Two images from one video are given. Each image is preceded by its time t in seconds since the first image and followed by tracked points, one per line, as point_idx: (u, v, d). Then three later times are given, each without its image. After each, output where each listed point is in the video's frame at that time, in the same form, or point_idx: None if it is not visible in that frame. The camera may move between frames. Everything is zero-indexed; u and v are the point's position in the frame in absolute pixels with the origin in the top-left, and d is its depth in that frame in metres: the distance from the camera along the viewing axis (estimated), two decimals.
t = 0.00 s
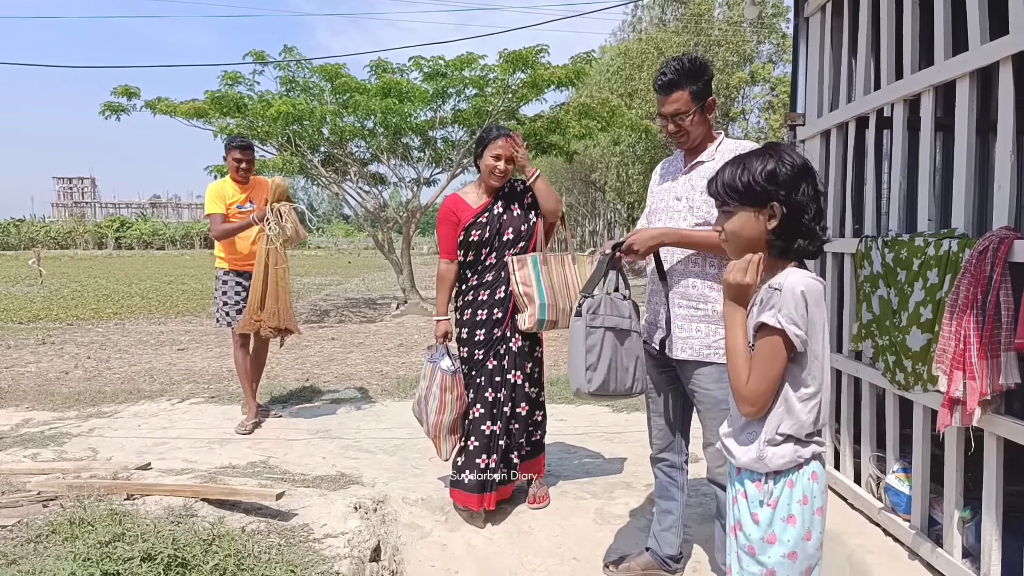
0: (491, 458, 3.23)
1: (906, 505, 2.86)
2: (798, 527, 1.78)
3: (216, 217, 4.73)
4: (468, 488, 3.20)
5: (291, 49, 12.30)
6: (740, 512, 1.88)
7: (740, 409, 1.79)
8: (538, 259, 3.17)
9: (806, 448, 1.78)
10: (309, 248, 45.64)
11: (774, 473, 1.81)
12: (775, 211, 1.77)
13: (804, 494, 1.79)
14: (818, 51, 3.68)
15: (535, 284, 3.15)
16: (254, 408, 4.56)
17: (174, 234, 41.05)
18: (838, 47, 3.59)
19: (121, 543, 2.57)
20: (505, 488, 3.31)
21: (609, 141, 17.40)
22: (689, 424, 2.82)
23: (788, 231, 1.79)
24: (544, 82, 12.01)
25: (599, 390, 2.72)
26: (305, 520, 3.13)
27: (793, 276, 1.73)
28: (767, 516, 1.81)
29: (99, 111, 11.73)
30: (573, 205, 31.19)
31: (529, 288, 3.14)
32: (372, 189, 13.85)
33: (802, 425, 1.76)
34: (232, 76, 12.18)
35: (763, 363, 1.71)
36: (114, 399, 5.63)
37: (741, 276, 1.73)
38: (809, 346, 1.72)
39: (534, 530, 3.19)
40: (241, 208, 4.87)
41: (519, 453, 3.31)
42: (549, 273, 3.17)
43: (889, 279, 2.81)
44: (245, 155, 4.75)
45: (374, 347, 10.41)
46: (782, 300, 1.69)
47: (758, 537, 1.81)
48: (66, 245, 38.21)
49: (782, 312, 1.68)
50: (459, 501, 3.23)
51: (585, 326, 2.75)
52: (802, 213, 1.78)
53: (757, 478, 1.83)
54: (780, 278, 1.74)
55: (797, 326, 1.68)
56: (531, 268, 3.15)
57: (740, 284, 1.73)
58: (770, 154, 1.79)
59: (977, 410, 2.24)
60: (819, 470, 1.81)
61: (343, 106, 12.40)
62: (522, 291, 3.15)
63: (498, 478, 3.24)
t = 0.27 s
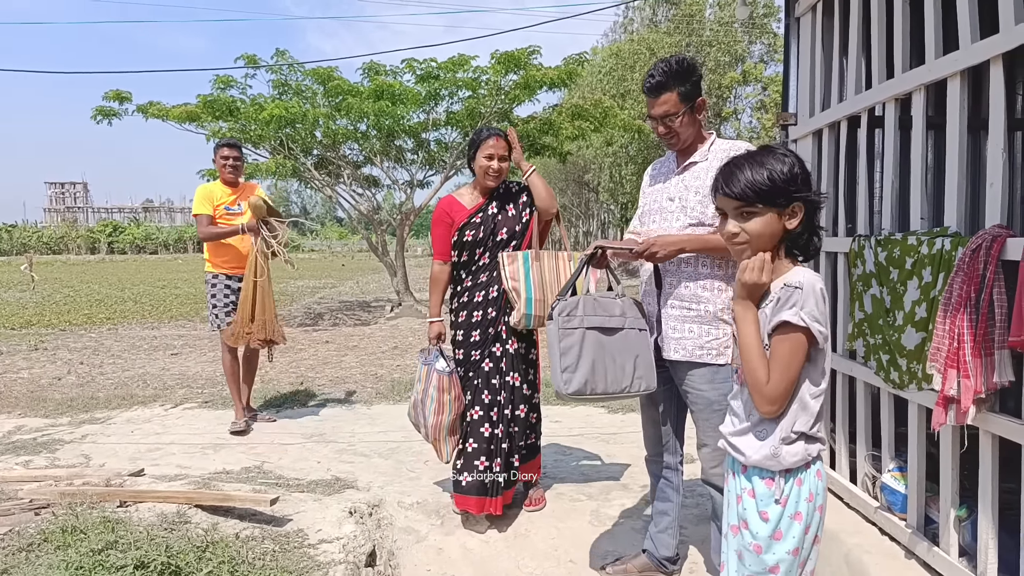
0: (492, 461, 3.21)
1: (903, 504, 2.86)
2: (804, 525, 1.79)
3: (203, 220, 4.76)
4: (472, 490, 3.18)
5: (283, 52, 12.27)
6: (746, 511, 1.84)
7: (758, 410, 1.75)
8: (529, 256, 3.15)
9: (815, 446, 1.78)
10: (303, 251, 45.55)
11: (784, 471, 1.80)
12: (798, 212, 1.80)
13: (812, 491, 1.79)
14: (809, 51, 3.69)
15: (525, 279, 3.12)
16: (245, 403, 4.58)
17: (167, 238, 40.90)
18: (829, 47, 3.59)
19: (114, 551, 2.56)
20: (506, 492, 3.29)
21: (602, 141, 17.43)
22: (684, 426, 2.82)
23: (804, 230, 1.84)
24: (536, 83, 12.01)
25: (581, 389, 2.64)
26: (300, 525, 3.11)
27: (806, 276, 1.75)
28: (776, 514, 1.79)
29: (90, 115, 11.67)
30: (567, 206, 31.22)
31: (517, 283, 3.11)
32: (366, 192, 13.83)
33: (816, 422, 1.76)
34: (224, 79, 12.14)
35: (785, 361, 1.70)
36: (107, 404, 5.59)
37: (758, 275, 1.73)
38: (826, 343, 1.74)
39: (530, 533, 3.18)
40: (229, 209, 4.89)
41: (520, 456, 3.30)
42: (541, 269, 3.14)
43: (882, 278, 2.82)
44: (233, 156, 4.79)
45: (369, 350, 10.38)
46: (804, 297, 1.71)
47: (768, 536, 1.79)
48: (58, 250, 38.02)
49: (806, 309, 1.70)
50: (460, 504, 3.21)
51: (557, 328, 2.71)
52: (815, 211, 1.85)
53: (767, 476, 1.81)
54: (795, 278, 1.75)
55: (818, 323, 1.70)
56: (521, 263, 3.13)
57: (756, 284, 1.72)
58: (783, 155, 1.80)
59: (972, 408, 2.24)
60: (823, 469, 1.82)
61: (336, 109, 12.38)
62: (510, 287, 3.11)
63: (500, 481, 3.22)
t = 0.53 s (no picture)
0: (485, 463, 3.19)
1: (892, 499, 2.87)
2: (792, 521, 1.79)
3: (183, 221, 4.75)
4: (462, 492, 3.17)
5: (273, 51, 12.20)
6: (734, 506, 1.83)
7: (749, 407, 1.74)
8: (522, 257, 3.14)
9: (802, 442, 1.79)
10: (295, 251, 45.38)
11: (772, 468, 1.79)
12: (795, 206, 1.80)
13: (798, 486, 1.79)
14: (800, 47, 3.69)
15: (519, 281, 3.13)
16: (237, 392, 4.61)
17: (158, 239, 40.66)
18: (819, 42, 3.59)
19: (101, 556, 2.53)
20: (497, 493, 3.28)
21: (594, 139, 17.40)
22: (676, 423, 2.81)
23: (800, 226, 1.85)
24: (528, 81, 11.98)
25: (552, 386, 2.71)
26: (290, 528, 3.09)
27: (801, 274, 1.76)
28: (764, 509, 1.79)
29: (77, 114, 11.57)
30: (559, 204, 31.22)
31: (511, 285, 3.12)
32: (357, 191, 13.77)
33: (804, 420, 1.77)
34: (213, 78, 12.05)
35: (780, 359, 1.69)
36: (96, 407, 5.54)
37: (757, 273, 1.72)
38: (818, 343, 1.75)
39: (523, 533, 3.17)
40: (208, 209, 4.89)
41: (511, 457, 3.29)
42: (534, 271, 3.15)
43: (872, 274, 2.82)
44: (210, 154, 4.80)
45: (362, 350, 10.34)
46: (801, 297, 1.71)
47: (756, 532, 1.78)
48: (48, 252, 37.70)
49: (802, 308, 1.70)
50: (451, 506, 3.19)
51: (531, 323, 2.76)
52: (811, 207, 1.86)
53: (754, 472, 1.80)
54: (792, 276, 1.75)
55: (813, 322, 1.71)
56: (515, 265, 3.13)
57: (754, 280, 1.72)
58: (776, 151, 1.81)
59: (961, 404, 2.24)
60: (809, 464, 1.82)
61: (326, 108, 12.32)
62: (505, 289, 3.12)
63: (491, 483, 3.20)
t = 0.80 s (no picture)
0: (472, 463, 3.12)
1: (893, 495, 2.82)
2: (786, 521, 1.72)
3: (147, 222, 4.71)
4: (449, 494, 3.09)
5: (261, 50, 12.09)
6: (724, 509, 1.78)
7: (733, 402, 1.68)
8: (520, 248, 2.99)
9: (790, 438, 1.73)
10: (288, 250, 45.22)
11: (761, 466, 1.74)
12: (785, 194, 1.75)
13: (791, 485, 1.73)
14: (789, 34, 3.64)
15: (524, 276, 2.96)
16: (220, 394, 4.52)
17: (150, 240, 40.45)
18: (808, 29, 3.54)
19: (78, 569, 2.46)
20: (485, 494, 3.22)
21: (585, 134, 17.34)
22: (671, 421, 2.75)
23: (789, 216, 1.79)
24: (517, 76, 11.90)
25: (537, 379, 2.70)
26: (274, 535, 3.02)
27: (791, 264, 1.71)
28: (755, 511, 1.73)
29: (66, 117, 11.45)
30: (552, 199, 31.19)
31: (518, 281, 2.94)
32: (348, 189, 13.68)
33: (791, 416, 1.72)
34: (201, 78, 11.94)
35: (768, 351, 1.64)
36: (83, 412, 5.46)
37: (746, 259, 1.66)
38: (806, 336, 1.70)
39: (513, 535, 3.10)
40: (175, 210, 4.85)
41: (499, 457, 3.24)
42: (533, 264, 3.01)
43: (867, 264, 2.77)
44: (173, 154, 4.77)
45: (355, 349, 10.27)
46: (791, 287, 1.65)
47: (748, 535, 1.73)
48: (41, 255, 37.38)
49: (792, 299, 1.64)
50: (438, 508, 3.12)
51: (521, 315, 2.73)
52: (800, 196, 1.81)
53: (743, 472, 1.75)
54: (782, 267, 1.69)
55: (802, 315, 1.65)
56: (517, 259, 2.96)
57: (743, 268, 1.66)
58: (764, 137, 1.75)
59: (963, 397, 2.19)
60: (802, 460, 1.76)
61: (315, 106, 12.22)
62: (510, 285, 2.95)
63: (478, 484, 3.14)
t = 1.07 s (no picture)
0: (481, 499, 3.03)
1: (927, 528, 2.70)
2: (802, 568, 1.62)
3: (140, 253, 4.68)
4: (457, 532, 2.98)
5: (271, 82, 12.19)
6: (735, 555, 1.68)
7: (735, 440, 1.59)
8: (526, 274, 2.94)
9: (802, 478, 1.61)
10: (301, 277, 45.48)
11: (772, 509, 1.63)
12: (777, 214, 1.64)
13: (806, 530, 1.62)
14: (792, 46, 3.58)
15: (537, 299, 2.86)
16: (217, 426, 4.45)
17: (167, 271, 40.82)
18: (812, 41, 3.48)
19: None
20: (497, 531, 3.09)
21: (592, 153, 17.33)
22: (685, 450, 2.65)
23: (789, 235, 1.68)
24: (522, 98, 11.91)
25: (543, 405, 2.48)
26: None
27: (792, 290, 1.60)
28: (767, 558, 1.63)
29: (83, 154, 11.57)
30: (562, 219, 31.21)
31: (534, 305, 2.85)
32: (358, 215, 13.71)
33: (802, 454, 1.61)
34: (213, 112, 12.05)
35: (764, 385, 1.54)
36: (92, 447, 5.41)
37: (732, 288, 1.58)
38: (814, 366, 1.58)
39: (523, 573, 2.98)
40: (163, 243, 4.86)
41: (510, 491, 3.14)
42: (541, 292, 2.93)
43: (883, 281, 2.67)
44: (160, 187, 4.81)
45: (367, 374, 10.20)
46: (787, 315, 1.55)
47: None
48: (61, 288, 37.67)
49: (788, 329, 1.54)
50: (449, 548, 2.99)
51: (518, 337, 2.53)
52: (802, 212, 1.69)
53: (753, 516, 1.65)
54: (781, 293, 1.60)
55: (802, 344, 1.54)
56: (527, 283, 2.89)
57: (728, 297, 1.58)
58: (756, 153, 1.64)
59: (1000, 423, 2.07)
60: (818, 502, 1.65)
61: (324, 134, 12.29)
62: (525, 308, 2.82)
63: (489, 521, 3.03)
